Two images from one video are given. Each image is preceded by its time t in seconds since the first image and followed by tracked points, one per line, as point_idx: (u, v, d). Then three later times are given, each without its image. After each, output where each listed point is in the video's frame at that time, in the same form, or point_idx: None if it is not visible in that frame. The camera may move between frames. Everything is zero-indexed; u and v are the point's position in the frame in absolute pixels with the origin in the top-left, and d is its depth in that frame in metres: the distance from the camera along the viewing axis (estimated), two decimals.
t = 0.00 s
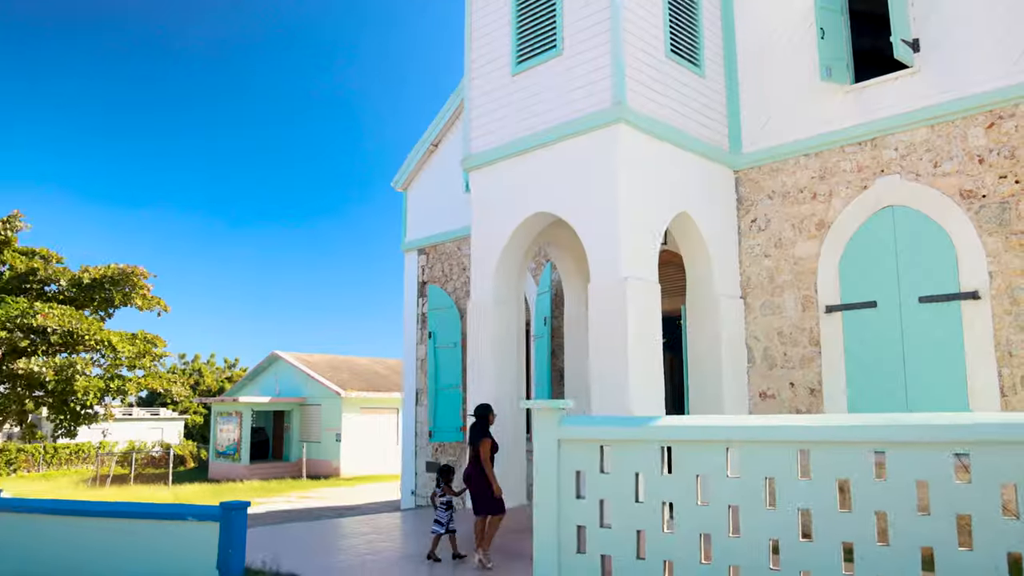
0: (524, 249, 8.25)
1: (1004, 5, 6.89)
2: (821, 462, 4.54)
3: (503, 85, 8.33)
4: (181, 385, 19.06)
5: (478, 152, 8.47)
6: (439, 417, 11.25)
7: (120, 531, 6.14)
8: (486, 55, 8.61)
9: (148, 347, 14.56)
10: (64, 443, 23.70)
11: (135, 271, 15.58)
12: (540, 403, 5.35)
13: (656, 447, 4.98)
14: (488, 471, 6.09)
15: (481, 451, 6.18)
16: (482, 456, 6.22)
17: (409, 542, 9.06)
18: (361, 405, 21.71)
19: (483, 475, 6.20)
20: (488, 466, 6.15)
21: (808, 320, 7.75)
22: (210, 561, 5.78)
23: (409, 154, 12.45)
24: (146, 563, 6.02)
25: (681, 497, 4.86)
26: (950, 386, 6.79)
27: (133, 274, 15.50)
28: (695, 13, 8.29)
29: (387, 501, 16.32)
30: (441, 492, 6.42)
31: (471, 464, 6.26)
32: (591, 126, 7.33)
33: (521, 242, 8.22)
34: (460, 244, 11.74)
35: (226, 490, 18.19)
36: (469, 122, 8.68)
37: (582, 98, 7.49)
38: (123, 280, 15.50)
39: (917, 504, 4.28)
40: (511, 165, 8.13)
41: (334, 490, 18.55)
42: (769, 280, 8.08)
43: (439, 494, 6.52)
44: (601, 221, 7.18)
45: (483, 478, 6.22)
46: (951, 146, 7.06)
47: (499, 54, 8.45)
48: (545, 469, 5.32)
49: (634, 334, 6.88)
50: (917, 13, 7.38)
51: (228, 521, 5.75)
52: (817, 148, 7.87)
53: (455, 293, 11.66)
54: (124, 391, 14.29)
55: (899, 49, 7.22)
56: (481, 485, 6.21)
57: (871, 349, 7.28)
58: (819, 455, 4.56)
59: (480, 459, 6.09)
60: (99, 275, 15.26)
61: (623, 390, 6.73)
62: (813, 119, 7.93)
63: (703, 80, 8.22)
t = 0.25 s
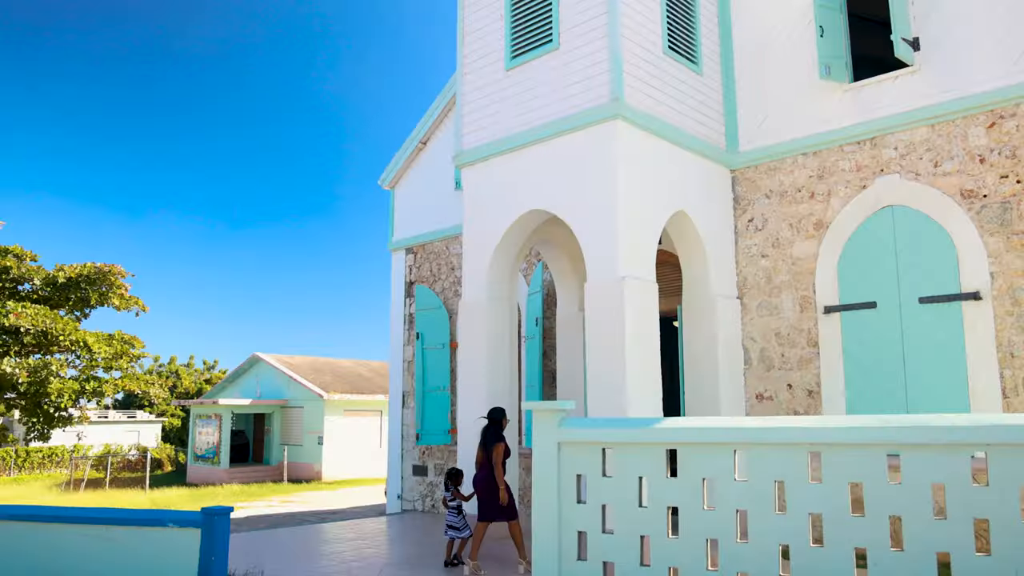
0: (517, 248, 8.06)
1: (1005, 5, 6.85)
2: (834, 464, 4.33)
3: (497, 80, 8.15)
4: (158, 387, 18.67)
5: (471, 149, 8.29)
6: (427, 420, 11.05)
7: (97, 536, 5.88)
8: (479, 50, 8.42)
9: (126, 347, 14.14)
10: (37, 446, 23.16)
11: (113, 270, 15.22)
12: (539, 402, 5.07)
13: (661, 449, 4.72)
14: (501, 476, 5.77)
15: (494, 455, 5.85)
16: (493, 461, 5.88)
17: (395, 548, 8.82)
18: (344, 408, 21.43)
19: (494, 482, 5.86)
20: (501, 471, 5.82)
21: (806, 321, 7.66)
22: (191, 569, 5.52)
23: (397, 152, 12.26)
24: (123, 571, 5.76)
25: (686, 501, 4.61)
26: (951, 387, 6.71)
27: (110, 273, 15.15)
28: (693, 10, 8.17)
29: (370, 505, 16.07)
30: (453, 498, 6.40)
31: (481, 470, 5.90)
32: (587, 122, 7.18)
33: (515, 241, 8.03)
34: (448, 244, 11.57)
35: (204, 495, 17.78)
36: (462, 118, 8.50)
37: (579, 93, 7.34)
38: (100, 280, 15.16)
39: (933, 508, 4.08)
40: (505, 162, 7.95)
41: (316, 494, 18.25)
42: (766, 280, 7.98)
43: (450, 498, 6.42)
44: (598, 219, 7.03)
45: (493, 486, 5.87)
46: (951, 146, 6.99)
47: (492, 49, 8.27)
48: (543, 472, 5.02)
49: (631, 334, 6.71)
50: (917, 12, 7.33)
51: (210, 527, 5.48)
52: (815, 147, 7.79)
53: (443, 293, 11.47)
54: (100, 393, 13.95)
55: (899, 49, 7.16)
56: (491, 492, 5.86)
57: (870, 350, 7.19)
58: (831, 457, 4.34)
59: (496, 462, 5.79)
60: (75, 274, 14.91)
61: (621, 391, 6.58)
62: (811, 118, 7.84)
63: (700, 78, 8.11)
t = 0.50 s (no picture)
0: (509, 246, 7.87)
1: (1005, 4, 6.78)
2: (847, 467, 4.17)
3: (490, 75, 7.98)
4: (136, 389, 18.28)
5: (462, 145, 8.10)
6: (414, 423, 10.82)
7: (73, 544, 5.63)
8: (473, 44, 8.26)
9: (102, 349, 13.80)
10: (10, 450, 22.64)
11: (91, 269, 14.88)
12: (540, 403, 4.87)
13: (668, 452, 4.53)
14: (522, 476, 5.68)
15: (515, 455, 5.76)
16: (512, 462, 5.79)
17: (384, 553, 8.62)
18: (326, 410, 21.13)
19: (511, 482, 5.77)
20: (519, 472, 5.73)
21: (804, 322, 7.57)
22: None
23: (385, 150, 12.06)
24: None
25: (693, 505, 4.43)
26: (952, 389, 6.64)
27: (87, 272, 14.82)
28: (689, 7, 8.05)
29: (354, 509, 15.82)
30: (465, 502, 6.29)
31: (499, 471, 5.78)
32: (583, 118, 7.01)
33: (508, 239, 7.84)
34: (437, 243, 11.38)
35: (183, 499, 17.43)
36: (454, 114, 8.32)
37: (575, 88, 7.18)
38: (76, 279, 14.83)
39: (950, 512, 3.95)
40: (498, 159, 7.77)
41: (298, 498, 17.95)
42: (763, 280, 7.88)
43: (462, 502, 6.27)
44: (595, 217, 6.87)
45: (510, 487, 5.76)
46: (951, 145, 6.91)
47: (486, 44, 8.10)
48: (544, 476, 4.81)
49: (630, 334, 6.55)
50: (917, 11, 7.21)
51: (193, 532, 5.26)
52: (813, 146, 7.69)
53: (432, 293, 11.28)
54: (76, 395, 13.64)
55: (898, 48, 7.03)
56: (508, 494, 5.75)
57: (870, 352, 7.10)
58: (845, 461, 4.18)
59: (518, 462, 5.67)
60: (50, 273, 14.60)
61: (619, 392, 6.43)
62: (809, 117, 7.75)
63: (697, 75, 7.99)
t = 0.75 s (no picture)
0: (504, 246, 7.71)
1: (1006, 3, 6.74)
2: (863, 469, 4.06)
3: (485, 70, 7.83)
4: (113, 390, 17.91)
5: (455, 141, 7.93)
6: (402, 425, 10.62)
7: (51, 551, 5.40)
8: (467, 39, 8.10)
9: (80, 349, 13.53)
10: None
11: (68, 267, 14.59)
12: (544, 404, 4.71)
13: (677, 455, 4.39)
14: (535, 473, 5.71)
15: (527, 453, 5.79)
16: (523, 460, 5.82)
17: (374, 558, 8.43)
18: (308, 412, 20.83)
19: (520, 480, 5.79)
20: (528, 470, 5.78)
21: (802, 323, 7.49)
22: None
23: (373, 147, 11.87)
24: None
25: (704, 509, 4.29)
26: (954, 390, 6.57)
27: (64, 270, 14.52)
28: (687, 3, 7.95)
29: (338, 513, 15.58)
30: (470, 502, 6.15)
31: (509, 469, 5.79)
32: (582, 113, 6.88)
33: (503, 239, 7.68)
34: (426, 242, 11.20)
35: (161, 503, 17.09)
36: (447, 109, 8.15)
37: (573, 83, 7.05)
38: (53, 277, 14.55)
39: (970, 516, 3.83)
40: (493, 155, 7.62)
41: (280, 501, 17.65)
42: (760, 281, 7.79)
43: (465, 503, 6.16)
44: (593, 214, 6.73)
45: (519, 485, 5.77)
46: (952, 145, 6.85)
47: (480, 38, 7.95)
48: (547, 479, 4.65)
49: (630, 334, 6.42)
50: (917, 9, 7.17)
51: (179, 538, 5.05)
52: (811, 145, 7.61)
53: (420, 294, 11.09)
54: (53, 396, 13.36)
55: (901, 45, 6.99)
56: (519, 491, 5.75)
57: (870, 353, 7.03)
58: (861, 463, 4.07)
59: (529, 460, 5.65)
60: (26, 272, 14.37)
61: (619, 393, 6.29)
62: (807, 116, 7.68)
63: (694, 73, 7.89)
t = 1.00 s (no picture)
0: (500, 244, 7.57)
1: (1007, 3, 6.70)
2: (881, 472, 3.96)
3: (480, 65, 7.69)
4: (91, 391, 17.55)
5: (450, 137, 7.79)
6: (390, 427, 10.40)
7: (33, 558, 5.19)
8: (462, 33, 7.95)
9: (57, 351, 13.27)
10: None
11: (45, 265, 14.27)
12: (550, 405, 4.56)
13: (690, 457, 4.27)
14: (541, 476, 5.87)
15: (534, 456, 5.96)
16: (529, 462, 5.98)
17: (364, 563, 8.25)
18: (290, 415, 20.54)
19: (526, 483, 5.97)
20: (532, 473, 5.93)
21: (801, 323, 7.41)
22: None
23: (361, 145, 11.67)
24: None
25: (718, 513, 4.17)
26: (955, 392, 6.52)
27: (42, 269, 14.20)
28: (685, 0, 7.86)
29: (322, 516, 15.34)
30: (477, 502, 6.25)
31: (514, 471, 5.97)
32: (582, 109, 6.75)
33: (498, 236, 7.54)
34: (415, 241, 11.02)
35: (140, 507, 16.74)
36: (441, 105, 8.00)
37: (572, 79, 6.92)
38: (31, 276, 14.23)
39: (992, 518, 3.75)
40: (489, 152, 7.48)
41: (262, 505, 17.36)
42: (758, 281, 7.71)
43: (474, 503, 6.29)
44: (593, 212, 6.61)
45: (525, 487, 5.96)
46: (953, 144, 6.80)
47: (476, 32, 7.81)
48: (554, 483, 4.51)
49: (630, 334, 6.30)
50: (917, 8, 7.12)
51: (167, 544, 4.84)
52: (810, 144, 7.54)
53: (409, 294, 10.91)
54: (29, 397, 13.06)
55: (904, 45, 6.98)
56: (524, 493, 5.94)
57: (870, 354, 6.96)
58: (880, 466, 3.97)
59: (535, 463, 5.79)
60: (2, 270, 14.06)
61: (620, 395, 6.17)
62: (806, 115, 7.61)
63: (692, 70, 7.79)
